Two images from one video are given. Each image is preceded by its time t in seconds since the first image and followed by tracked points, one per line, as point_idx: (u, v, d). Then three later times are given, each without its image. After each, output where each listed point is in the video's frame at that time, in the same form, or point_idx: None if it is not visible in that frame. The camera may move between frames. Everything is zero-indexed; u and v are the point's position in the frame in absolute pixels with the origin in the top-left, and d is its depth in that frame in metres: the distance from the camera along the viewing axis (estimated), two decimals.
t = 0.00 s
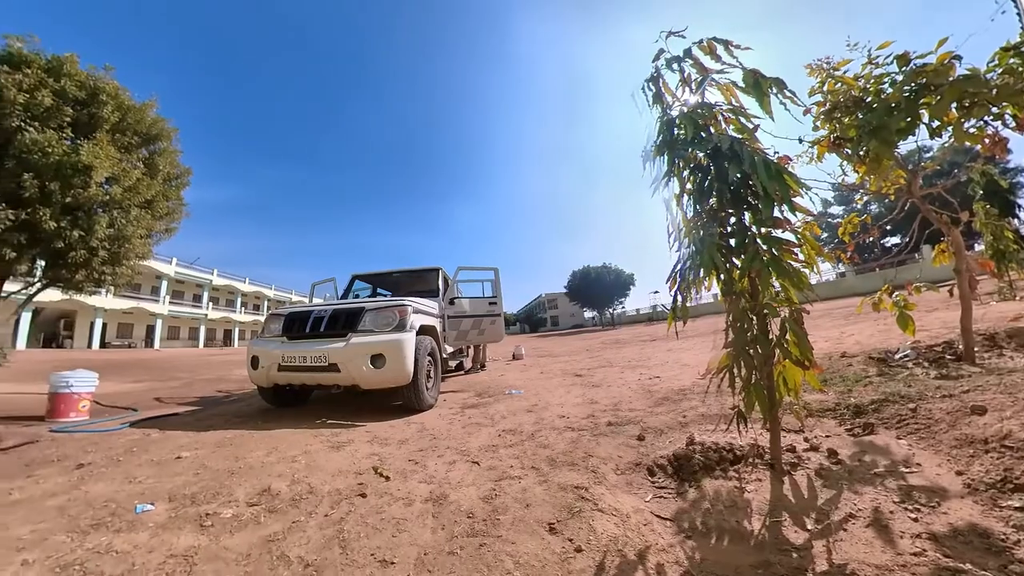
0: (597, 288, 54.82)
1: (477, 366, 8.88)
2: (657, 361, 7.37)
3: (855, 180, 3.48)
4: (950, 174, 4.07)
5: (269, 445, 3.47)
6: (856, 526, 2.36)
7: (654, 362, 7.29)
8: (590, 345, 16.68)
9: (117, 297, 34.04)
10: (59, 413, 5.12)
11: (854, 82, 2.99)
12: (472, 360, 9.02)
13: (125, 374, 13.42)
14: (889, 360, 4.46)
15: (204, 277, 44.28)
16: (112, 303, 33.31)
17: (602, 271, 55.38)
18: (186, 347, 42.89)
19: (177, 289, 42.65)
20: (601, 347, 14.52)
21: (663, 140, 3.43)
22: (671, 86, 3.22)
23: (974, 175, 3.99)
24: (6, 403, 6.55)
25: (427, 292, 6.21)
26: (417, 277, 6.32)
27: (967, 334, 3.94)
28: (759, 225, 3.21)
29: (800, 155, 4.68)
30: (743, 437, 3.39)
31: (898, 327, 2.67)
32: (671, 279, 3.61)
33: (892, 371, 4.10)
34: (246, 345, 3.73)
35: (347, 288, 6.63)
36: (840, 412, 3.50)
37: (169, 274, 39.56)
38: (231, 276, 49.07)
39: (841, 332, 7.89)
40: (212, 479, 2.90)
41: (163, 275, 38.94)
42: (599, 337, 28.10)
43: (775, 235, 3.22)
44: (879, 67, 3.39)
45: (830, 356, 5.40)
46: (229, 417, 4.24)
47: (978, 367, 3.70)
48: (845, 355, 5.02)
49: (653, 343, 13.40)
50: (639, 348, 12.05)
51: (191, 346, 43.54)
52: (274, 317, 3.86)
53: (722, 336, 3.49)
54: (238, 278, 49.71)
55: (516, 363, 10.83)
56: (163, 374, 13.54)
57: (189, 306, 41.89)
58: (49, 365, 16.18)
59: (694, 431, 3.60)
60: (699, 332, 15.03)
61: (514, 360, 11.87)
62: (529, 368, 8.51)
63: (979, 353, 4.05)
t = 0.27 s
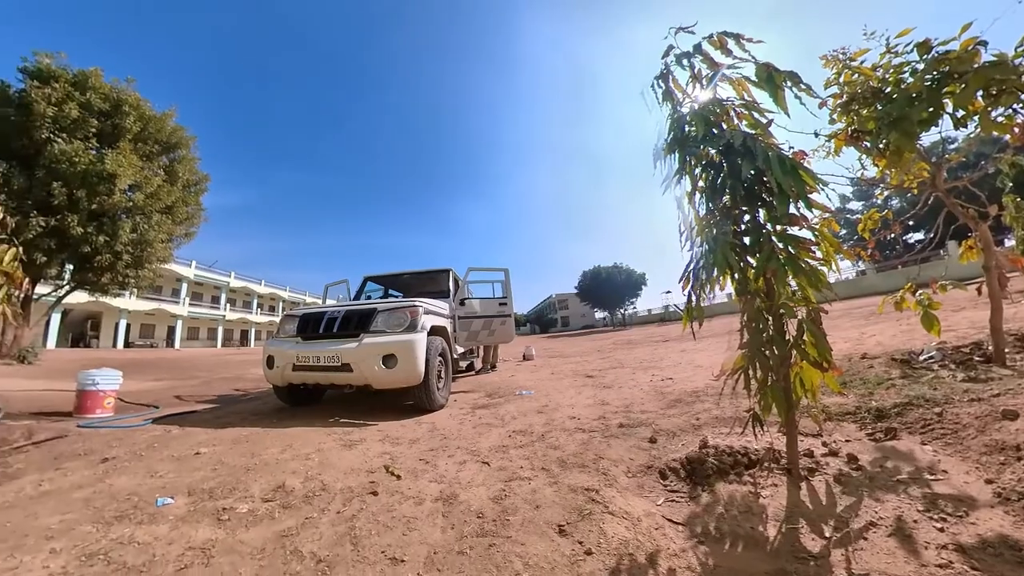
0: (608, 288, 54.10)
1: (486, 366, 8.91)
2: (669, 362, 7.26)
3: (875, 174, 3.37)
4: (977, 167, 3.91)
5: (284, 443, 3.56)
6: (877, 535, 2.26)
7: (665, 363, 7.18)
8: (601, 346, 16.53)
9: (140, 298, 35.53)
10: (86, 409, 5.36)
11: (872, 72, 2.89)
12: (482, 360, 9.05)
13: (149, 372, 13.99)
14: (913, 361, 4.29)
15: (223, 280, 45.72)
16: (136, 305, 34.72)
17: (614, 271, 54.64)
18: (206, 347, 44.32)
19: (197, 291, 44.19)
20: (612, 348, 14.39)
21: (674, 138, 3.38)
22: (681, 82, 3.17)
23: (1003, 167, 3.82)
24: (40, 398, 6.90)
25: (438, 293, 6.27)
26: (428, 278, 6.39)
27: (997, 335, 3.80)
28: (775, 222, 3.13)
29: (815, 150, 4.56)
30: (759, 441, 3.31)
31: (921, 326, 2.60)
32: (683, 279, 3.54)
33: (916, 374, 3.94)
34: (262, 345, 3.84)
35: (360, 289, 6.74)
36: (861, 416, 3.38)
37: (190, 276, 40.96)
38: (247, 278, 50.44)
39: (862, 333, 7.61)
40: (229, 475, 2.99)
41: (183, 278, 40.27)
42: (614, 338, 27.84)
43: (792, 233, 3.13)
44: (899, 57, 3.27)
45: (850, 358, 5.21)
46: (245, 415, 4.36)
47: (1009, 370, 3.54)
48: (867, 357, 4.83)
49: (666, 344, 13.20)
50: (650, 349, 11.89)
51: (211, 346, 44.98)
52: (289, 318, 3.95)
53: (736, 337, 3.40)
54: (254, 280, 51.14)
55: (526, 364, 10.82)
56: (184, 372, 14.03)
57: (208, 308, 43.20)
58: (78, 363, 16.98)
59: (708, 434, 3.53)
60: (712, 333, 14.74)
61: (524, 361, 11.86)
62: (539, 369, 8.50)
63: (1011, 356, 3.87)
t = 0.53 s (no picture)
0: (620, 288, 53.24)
1: (496, 367, 8.93)
2: (681, 364, 7.14)
3: (895, 168, 3.22)
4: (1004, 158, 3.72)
5: (298, 440, 3.65)
6: (900, 544, 2.16)
7: (678, 365, 7.06)
8: (613, 347, 16.33)
9: (161, 300, 36.84)
10: (110, 406, 5.58)
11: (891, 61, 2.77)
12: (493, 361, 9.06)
13: (172, 371, 14.50)
14: (939, 364, 4.15)
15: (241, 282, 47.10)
16: (155, 305, 35.97)
17: (625, 271, 53.79)
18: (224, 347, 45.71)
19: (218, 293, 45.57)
20: (625, 348, 14.21)
21: (686, 135, 3.31)
22: (691, 78, 3.10)
23: None
24: (70, 395, 7.23)
25: (449, 294, 6.32)
26: (439, 279, 6.44)
27: None
28: (791, 220, 3.04)
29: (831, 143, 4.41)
30: (775, 445, 3.22)
31: (948, 327, 2.47)
32: (696, 279, 3.46)
33: (942, 376, 3.78)
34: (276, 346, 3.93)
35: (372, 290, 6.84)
36: (883, 420, 3.27)
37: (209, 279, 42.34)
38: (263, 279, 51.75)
39: (885, 334, 7.33)
40: (245, 471, 3.08)
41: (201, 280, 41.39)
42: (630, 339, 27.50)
43: (809, 230, 3.02)
44: (919, 45, 3.13)
45: (872, 359, 5.01)
46: (261, 413, 4.48)
47: None
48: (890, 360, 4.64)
49: (679, 344, 12.98)
50: (664, 350, 11.69)
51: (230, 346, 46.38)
52: (303, 319, 4.04)
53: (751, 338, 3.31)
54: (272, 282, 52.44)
55: (536, 364, 10.80)
56: (205, 371, 14.50)
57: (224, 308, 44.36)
58: (104, 361, 17.70)
59: (722, 438, 3.47)
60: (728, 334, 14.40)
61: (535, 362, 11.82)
62: (550, 370, 8.47)
63: None
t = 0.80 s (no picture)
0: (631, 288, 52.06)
1: (507, 367, 8.94)
2: (695, 365, 7.01)
3: (918, 160, 3.09)
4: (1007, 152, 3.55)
5: (312, 439, 3.73)
6: (923, 555, 2.06)
7: (692, 366, 6.93)
8: (626, 348, 16.14)
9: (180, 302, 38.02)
10: (134, 404, 5.81)
11: (912, 49, 2.66)
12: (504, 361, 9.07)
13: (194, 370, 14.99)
14: (968, 366, 3.99)
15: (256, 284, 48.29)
16: (173, 306, 37.13)
17: (636, 271, 52.62)
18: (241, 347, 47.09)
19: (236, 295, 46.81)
20: (637, 349, 14.02)
21: (697, 131, 3.25)
22: (702, 73, 3.04)
23: None
24: (98, 393, 7.54)
25: (460, 294, 6.36)
26: (450, 280, 6.49)
27: None
28: (807, 216, 2.94)
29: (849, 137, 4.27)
30: (792, 449, 3.16)
31: (977, 327, 2.36)
32: (710, 278, 3.38)
33: (970, 380, 3.66)
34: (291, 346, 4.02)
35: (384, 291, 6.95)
36: (907, 424, 3.16)
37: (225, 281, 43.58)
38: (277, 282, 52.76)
39: (910, 335, 7.05)
40: (260, 467, 3.17)
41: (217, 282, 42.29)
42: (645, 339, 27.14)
43: (827, 227, 2.92)
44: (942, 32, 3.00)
45: (895, 362, 4.82)
46: (277, 411, 4.59)
47: None
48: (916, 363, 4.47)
49: (693, 345, 12.73)
50: (677, 351, 11.49)
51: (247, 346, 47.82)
52: (317, 319, 4.13)
53: (767, 339, 3.22)
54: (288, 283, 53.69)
55: (548, 365, 10.77)
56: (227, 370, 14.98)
57: (238, 310, 45.43)
58: (128, 361, 18.38)
59: (737, 441, 3.42)
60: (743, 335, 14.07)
61: (546, 362, 11.79)
62: (561, 371, 8.42)
63: None
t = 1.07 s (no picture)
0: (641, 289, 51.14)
1: (518, 368, 8.94)
2: (709, 366, 6.87)
3: (942, 152, 2.96)
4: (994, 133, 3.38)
5: (325, 437, 3.81)
6: (950, 566, 1.95)
7: (705, 367, 6.78)
8: (639, 348, 15.93)
9: (199, 303, 39.17)
10: (155, 401, 6.03)
11: (933, 36, 2.55)
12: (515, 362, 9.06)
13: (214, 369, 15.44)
14: (998, 369, 3.84)
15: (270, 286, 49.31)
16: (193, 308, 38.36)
17: (648, 271, 51.50)
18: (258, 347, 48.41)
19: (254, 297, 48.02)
20: (650, 350, 13.80)
21: (709, 127, 3.18)
22: (713, 67, 2.98)
23: None
24: (123, 391, 7.82)
25: (470, 295, 6.41)
26: (460, 281, 6.54)
27: None
28: (825, 212, 2.84)
29: (869, 129, 4.13)
30: (809, 453, 3.12)
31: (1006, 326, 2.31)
32: (724, 277, 3.29)
33: (1000, 383, 3.53)
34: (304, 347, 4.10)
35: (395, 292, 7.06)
36: (932, 429, 3.07)
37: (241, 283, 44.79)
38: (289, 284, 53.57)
39: (935, 336, 6.75)
40: (275, 464, 3.25)
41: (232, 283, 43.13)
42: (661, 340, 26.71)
43: (845, 223, 2.81)
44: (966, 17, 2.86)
45: (920, 364, 4.67)
46: (291, 410, 4.69)
47: None
48: (942, 366, 4.31)
49: (707, 346, 12.46)
50: (690, 351, 11.26)
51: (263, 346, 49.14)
52: (330, 320, 4.21)
53: (784, 339, 3.12)
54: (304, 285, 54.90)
55: (559, 365, 10.72)
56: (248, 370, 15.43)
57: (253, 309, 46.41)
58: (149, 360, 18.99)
59: (751, 444, 3.40)
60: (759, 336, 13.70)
61: (557, 363, 11.75)
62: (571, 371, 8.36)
63: None
